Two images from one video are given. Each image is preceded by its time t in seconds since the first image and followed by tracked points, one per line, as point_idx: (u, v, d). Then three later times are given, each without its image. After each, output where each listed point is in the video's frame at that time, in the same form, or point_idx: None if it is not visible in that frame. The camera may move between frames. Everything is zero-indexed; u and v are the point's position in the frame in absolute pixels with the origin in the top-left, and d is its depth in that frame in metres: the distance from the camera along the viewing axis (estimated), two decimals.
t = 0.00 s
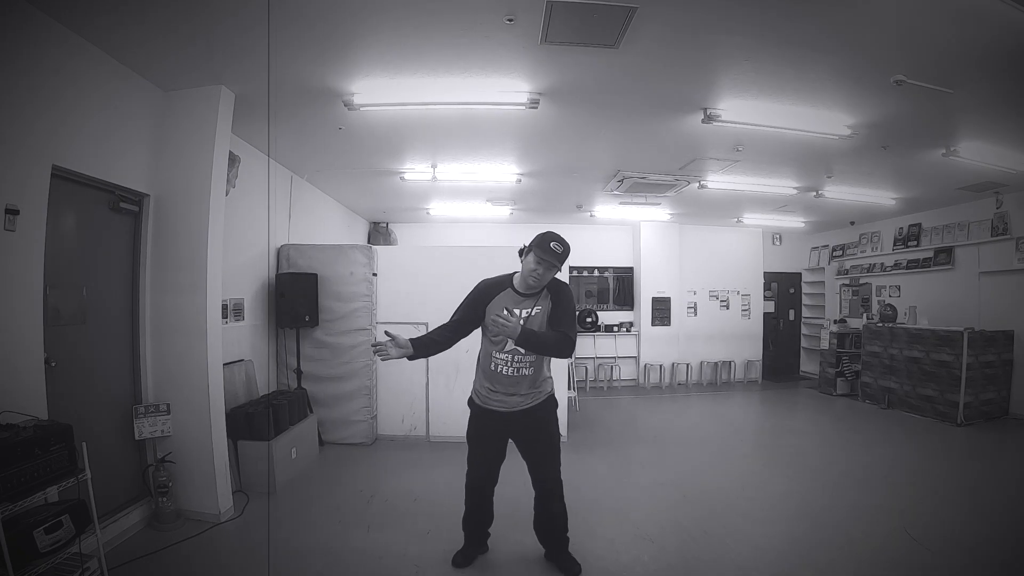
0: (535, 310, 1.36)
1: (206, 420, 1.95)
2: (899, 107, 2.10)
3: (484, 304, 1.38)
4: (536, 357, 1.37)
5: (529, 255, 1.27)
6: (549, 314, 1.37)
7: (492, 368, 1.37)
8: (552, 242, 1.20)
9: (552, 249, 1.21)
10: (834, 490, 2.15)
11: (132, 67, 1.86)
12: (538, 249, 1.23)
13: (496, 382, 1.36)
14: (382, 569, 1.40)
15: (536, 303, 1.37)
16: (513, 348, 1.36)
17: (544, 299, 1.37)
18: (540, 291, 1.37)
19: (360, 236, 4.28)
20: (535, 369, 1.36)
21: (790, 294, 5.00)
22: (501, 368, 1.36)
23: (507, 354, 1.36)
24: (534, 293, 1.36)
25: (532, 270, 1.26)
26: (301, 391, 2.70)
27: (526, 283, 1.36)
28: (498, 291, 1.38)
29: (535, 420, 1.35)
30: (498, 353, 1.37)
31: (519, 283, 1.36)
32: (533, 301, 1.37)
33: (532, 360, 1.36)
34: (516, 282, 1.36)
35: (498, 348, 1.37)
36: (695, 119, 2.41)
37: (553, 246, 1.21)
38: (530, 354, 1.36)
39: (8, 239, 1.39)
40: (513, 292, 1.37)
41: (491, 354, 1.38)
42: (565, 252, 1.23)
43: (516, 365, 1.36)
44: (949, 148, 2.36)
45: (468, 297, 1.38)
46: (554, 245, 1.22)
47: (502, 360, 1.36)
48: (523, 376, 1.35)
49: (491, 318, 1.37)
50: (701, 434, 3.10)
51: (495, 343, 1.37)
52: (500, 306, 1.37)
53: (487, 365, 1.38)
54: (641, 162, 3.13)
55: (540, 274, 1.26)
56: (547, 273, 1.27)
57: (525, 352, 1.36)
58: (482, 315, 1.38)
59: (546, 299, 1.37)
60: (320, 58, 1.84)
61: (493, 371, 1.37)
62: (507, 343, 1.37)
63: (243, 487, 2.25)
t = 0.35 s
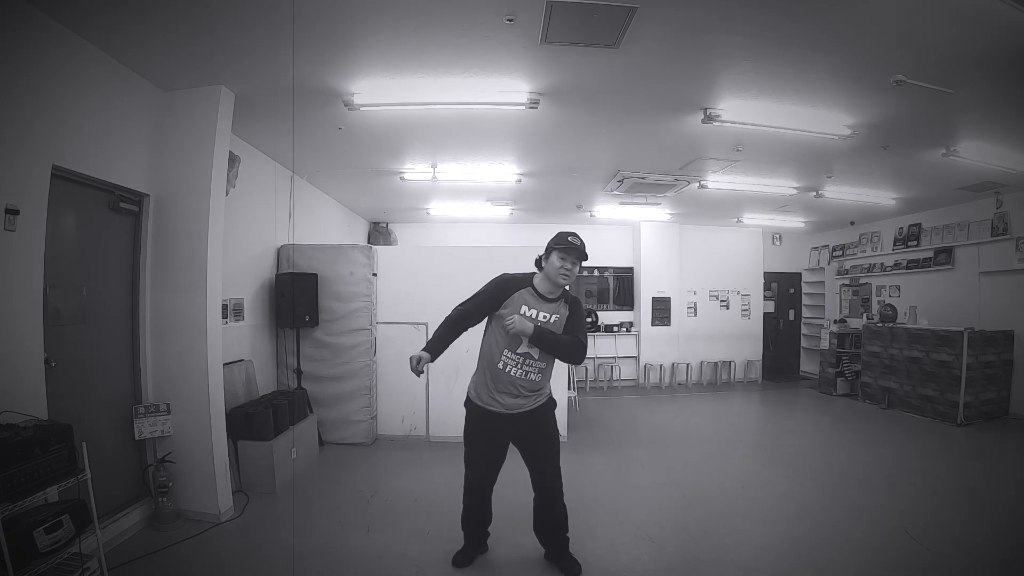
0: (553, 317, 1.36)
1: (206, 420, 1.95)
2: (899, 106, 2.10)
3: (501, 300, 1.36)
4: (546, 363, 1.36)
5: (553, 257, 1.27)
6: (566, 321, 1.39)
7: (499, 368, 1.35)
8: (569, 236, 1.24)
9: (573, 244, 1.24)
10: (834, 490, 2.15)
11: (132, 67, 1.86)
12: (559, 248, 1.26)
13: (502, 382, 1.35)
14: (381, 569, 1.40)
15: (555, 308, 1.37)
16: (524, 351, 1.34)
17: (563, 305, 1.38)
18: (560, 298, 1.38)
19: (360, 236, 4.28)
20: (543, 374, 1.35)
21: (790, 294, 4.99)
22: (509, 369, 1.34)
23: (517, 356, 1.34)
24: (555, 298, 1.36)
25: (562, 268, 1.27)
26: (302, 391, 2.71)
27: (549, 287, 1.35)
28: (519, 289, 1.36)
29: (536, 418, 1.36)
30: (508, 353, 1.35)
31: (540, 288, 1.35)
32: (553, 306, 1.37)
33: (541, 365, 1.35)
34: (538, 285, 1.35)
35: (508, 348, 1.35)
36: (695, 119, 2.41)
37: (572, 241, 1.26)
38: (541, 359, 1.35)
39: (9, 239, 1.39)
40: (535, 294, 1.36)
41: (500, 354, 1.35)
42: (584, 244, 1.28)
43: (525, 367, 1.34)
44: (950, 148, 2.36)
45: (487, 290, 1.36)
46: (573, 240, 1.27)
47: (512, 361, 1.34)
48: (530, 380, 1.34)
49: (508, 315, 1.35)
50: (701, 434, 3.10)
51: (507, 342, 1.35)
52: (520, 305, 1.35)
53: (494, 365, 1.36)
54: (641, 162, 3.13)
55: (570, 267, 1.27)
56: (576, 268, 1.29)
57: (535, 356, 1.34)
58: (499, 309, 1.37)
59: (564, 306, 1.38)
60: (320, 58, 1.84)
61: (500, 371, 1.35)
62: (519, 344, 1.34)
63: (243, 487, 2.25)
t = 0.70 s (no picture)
0: (543, 312, 1.30)
1: (206, 420, 1.95)
2: (899, 106, 2.10)
3: (484, 310, 1.31)
4: (550, 357, 1.33)
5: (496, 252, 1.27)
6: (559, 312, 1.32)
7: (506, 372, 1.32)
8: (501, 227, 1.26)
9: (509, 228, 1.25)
10: (835, 490, 2.15)
11: (132, 67, 1.86)
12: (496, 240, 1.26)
13: (512, 387, 1.32)
14: (381, 570, 1.40)
15: (543, 302, 1.31)
16: (525, 353, 1.31)
17: (549, 296, 1.31)
18: (543, 288, 1.31)
19: (360, 236, 4.28)
20: (550, 370, 1.32)
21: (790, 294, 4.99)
22: (515, 374, 1.31)
23: (519, 359, 1.30)
24: (535, 291, 1.30)
25: (509, 255, 1.25)
26: (302, 391, 2.70)
27: (523, 282, 1.30)
28: (499, 296, 1.31)
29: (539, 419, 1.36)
30: (510, 359, 1.31)
31: (517, 287, 1.30)
32: (539, 300, 1.31)
33: (546, 360, 1.32)
34: (513, 286, 1.30)
35: (509, 354, 1.31)
36: (695, 119, 2.41)
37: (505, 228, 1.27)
38: (545, 355, 1.32)
39: (8, 239, 1.40)
40: (516, 295, 1.30)
41: (503, 361, 1.32)
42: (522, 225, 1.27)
43: (530, 368, 1.31)
44: (950, 149, 2.36)
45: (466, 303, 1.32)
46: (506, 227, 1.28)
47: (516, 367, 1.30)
48: (539, 379, 1.31)
49: (498, 321, 1.30)
50: (701, 434, 3.10)
51: (505, 348, 1.31)
52: (504, 309, 1.30)
53: (500, 372, 1.33)
54: (641, 162, 3.13)
55: (515, 249, 1.25)
56: (524, 249, 1.26)
57: (537, 355, 1.31)
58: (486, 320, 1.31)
59: (551, 295, 1.31)
60: (320, 58, 1.84)
61: (507, 377, 1.32)
62: (518, 347, 1.30)
63: (243, 487, 2.25)
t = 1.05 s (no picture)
0: (507, 309, 1.29)
1: (207, 420, 1.94)
2: (900, 106, 2.10)
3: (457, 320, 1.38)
4: (524, 352, 1.30)
5: (477, 253, 1.26)
6: (525, 307, 1.30)
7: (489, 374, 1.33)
8: (489, 225, 1.20)
9: (493, 232, 1.22)
10: (835, 490, 2.15)
11: (132, 67, 1.86)
12: (483, 240, 1.24)
13: (498, 387, 1.33)
14: (381, 570, 1.39)
15: (507, 298, 1.30)
16: (496, 352, 1.30)
17: (513, 292, 1.30)
18: (509, 286, 1.31)
19: (360, 236, 4.28)
20: (528, 365, 1.29)
21: (790, 294, 4.99)
22: (495, 374, 1.31)
23: (493, 359, 1.31)
24: (499, 290, 1.31)
25: (488, 260, 1.24)
26: (302, 391, 2.69)
27: (490, 283, 1.32)
28: (467, 300, 1.35)
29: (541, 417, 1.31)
30: (486, 361, 1.32)
31: (483, 287, 1.33)
32: (502, 298, 1.30)
33: (520, 356, 1.29)
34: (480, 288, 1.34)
35: (484, 356, 1.33)
36: (695, 119, 2.41)
37: (492, 229, 1.23)
38: (518, 351, 1.29)
39: (8, 239, 1.40)
40: (480, 296, 1.34)
41: (481, 363, 1.34)
42: (507, 228, 1.24)
43: (505, 366, 1.29)
44: (949, 149, 2.36)
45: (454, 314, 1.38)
46: (494, 228, 1.24)
47: (491, 367, 1.31)
48: (518, 376, 1.29)
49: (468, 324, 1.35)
50: (701, 434, 3.09)
51: (479, 350, 1.33)
52: (471, 312, 1.34)
53: (484, 375, 1.35)
54: (641, 162, 3.13)
55: (497, 256, 1.24)
56: (505, 255, 1.25)
57: (508, 353, 1.29)
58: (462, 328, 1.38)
59: (515, 292, 1.30)
60: (320, 58, 1.84)
61: (490, 378, 1.33)
62: (488, 347, 1.31)
63: (243, 487, 2.24)
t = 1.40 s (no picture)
0: (529, 308, 1.42)
1: (206, 420, 1.94)
2: (900, 106, 2.09)
3: (474, 302, 1.42)
4: (530, 355, 1.42)
5: (505, 246, 1.40)
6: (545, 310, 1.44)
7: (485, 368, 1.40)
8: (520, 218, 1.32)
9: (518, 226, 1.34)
10: (835, 490, 2.15)
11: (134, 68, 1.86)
12: (510, 232, 1.36)
13: (490, 381, 1.40)
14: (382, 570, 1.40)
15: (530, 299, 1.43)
16: (506, 348, 1.41)
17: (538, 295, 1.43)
18: (532, 287, 1.44)
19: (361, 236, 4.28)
20: (528, 369, 1.41)
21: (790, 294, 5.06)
22: (495, 368, 1.40)
23: (501, 353, 1.41)
24: (525, 287, 1.43)
25: (515, 252, 1.38)
26: (302, 392, 2.69)
27: (514, 276, 1.43)
28: (491, 284, 1.42)
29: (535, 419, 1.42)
30: (493, 353, 1.41)
31: (507, 279, 1.43)
32: (527, 297, 1.43)
33: (525, 358, 1.41)
34: (505, 279, 1.42)
35: (491, 347, 1.41)
36: (695, 119, 2.41)
37: (517, 223, 1.34)
38: (525, 352, 1.41)
39: (8, 239, 1.43)
40: (506, 288, 1.43)
41: (485, 354, 1.41)
42: (535, 225, 1.36)
43: (510, 363, 1.40)
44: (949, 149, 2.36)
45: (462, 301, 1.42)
46: (518, 223, 1.35)
47: (497, 360, 1.40)
48: (517, 375, 1.40)
49: (485, 312, 1.42)
50: (701, 434, 3.10)
51: (490, 340, 1.41)
52: (492, 300, 1.43)
53: (481, 366, 1.41)
54: (641, 161, 3.12)
55: (523, 249, 1.38)
56: (531, 249, 1.39)
57: (517, 351, 1.41)
58: (473, 310, 1.42)
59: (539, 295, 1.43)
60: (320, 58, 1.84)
61: (487, 370, 1.41)
62: (501, 340, 1.41)
63: (242, 487, 2.24)
